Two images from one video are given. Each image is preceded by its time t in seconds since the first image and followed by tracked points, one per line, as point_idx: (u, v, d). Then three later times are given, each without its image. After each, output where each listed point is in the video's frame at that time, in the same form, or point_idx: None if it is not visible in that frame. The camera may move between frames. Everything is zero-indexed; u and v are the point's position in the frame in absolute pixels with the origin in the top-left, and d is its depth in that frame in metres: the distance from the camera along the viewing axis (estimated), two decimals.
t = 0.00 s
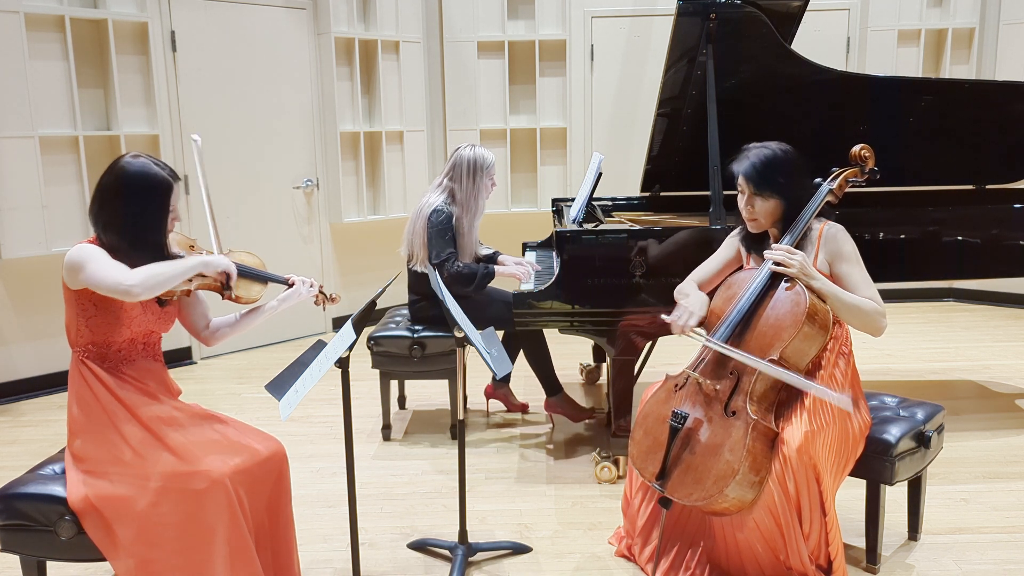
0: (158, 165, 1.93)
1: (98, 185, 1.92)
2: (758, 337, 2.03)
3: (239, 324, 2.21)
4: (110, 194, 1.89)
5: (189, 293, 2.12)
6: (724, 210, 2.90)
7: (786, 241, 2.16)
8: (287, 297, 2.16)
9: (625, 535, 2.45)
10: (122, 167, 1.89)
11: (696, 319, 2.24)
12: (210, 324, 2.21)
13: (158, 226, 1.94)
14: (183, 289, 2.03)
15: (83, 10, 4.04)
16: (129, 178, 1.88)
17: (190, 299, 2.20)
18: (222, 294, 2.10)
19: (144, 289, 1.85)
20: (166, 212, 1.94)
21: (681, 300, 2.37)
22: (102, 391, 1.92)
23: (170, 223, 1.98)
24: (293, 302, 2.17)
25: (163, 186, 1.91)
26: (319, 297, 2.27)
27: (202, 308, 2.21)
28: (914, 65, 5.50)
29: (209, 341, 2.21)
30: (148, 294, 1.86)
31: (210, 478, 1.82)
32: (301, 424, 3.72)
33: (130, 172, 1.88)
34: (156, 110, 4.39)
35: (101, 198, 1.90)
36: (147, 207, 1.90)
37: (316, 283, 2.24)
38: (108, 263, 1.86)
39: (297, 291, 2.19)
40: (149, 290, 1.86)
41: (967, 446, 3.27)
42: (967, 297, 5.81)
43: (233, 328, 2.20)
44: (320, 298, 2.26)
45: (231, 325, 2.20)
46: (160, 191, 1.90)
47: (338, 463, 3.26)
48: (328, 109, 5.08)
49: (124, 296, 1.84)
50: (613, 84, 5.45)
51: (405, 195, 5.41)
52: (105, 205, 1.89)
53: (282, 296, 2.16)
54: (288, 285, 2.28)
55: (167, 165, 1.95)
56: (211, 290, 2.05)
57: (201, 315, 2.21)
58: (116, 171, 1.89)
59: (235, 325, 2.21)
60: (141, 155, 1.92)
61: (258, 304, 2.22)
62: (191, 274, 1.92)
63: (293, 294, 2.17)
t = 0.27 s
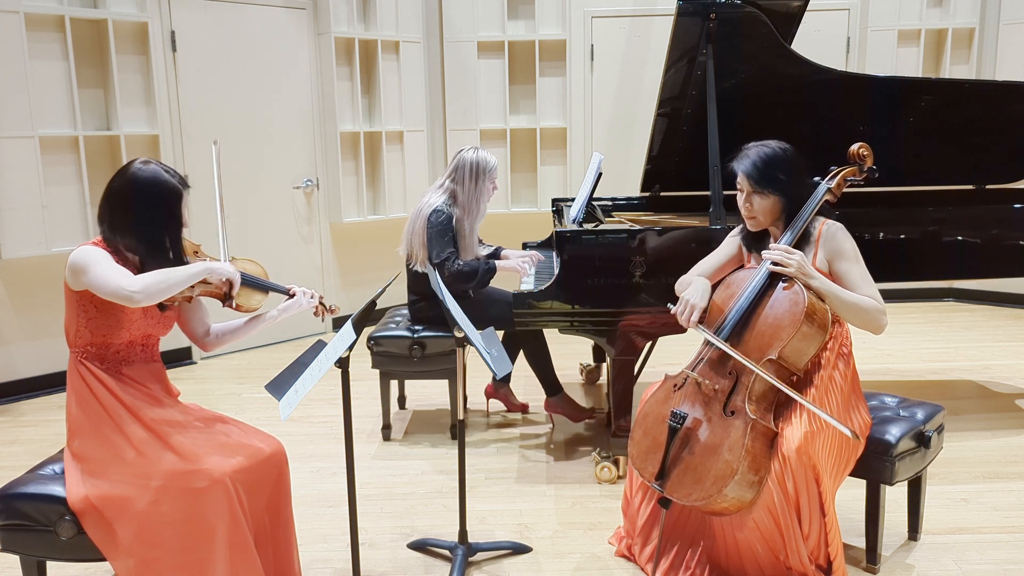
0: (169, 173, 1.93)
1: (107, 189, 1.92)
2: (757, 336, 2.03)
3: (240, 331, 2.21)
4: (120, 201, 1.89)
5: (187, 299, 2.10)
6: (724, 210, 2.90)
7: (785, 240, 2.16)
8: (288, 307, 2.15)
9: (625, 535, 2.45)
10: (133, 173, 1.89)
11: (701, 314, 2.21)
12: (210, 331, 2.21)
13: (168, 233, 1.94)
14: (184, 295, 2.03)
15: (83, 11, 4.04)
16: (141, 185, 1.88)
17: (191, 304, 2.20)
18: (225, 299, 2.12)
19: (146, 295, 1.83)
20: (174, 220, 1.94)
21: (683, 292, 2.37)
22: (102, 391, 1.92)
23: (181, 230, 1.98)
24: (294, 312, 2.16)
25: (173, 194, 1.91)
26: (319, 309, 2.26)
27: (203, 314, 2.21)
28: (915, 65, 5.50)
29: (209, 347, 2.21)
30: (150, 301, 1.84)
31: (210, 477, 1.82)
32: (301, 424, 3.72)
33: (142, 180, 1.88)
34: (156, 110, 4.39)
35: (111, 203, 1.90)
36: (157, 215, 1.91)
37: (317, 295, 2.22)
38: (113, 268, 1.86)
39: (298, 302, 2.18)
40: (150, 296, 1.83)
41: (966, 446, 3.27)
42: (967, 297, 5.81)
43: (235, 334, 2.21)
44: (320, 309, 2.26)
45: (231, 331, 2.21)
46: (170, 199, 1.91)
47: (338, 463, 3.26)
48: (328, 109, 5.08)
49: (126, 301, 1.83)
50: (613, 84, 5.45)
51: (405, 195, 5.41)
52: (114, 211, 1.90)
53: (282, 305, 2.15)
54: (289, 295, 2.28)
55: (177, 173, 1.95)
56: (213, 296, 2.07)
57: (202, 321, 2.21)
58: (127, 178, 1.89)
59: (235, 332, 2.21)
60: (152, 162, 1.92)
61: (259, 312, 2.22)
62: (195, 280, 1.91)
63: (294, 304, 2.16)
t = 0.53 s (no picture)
0: (158, 159, 1.91)
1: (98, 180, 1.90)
2: (759, 337, 2.03)
3: (242, 323, 2.20)
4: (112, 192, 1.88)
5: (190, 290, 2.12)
6: (724, 210, 2.89)
7: (786, 241, 2.16)
8: (291, 294, 2.16)
9: (625, 535, 2.45)
10: (122, 163, 1.87)
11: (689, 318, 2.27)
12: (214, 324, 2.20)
13: (161, 222, 1.94)
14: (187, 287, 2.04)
15: (83, 11, 4.04)
16: (131, 175, 1.87)
17: (192, 296, 2.19)
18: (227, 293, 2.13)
19: (131, 292, 1.84)
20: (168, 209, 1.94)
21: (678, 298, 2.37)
22: (103, 391, 1.92)
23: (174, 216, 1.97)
24: (297, 299, 2.17)
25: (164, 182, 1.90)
26: (322, 296, 2.27)
27: (205, 307, 2.21)
28: (915, 64, 5.50)
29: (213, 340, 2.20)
30: (135, 298, 1.85)
31: (211, 478, 1.82)
32: (301, 424, 3.72)
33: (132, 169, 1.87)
34: (156, 110, 4.39)
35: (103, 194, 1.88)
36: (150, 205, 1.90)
37: (319, 281, 2.24)
38: (106, 263, 1.87)
39: (301, 288, 2.19)
40: (135, 294, 1.85)
41: (966, 446, 3.27)
42: (967, 297, 5.81)
43: (238, 326, 2.20)
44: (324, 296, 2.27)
45: (235, 323, 2.20)
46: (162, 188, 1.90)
47: (338, 463, 3.26)
48: (328, 109, 5.08)
49: (112, 297, 1.84)
50: (613, 84, 5.44)
51: (405, 195, 5.41)
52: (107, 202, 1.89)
53: (286, 292, 2.16)
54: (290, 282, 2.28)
55: (166, 158, 1.94)
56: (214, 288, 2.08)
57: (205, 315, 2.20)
58: (117, 168, 1.87)
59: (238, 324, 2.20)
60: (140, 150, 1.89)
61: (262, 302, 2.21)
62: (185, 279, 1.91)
63: (297, 291, 2.17)
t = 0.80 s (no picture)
0: (144, 155, 1.93)
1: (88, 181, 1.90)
2: (758, 337, 2.03)
3: (243, 314, 2.19)
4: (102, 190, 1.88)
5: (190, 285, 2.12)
6: (724, 210, 2.89)
7: (786, 239, 2.16)
8: (292, 283, 2.15)
9: (625, 535, 2.45)
10: (109, 160, 1.89)
11: (692, 316, 2.26)
12: (217, 316, 2.20)
13: (151, 219, 1.94)
14: (185, 281, 2.03)
15: (83, 11, 4.03)
16: (119, 171, 1.88)
17: (193, 291, 2.20)
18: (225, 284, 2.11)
19: (130, 282, 1.83)
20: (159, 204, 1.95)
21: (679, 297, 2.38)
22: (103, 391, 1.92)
23: (163, 214, 1.98)
24: (297, 287, 2.17)
25: (153, 176, 1.91)
26: (324, 282, 2.27)
27: (206, 301, 2.21)
28: (914, 64, 5.50)
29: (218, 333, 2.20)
30: (134, 288, 1.84)
31: (211, 478, 1.82)
32: (301, 424, 3.72)
33: (119, 166, 1.88)
34: (156, 110, 4.40)
35: (92, 194, 1.89)
36: (141, 200, 1.91)
37: (319, 267, 2.24)
38: (103, 259, 1.86)
39: (302, 276, 2.19)
40: (134, 284, 1.84)
41: (966, 446, 3.27)
42: (967, 297, 5.81)
43: (240, 318, 2.19)
44: (327, 283, 2.27)
45: (236, 316, 2.19)
46: (152, 183, 1.91)
47: (338, 463, 3.26)
48: (328, 110, 5.08)
49: (110, 288, 1.83)
50: (613, 84, 5.44)
51: (405, 195, 5.41)
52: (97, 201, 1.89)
53: (286, 281, 2.16)
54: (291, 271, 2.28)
55: (152, 154, 1.96)
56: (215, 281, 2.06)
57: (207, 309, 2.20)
58: (105, 165, 1.88)
59: (238, 316, 2.19)
60: (127, 148, 1.92)
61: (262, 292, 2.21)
62: (182, 265, 1.90)
63: (297, 279, 2.17)
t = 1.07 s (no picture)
0: (144, 158, 1.93)
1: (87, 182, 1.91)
2: (758, 337, 2.03)
3: (239, 318, 2.20)
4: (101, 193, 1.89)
5: (186, 288, 2.11)
6: (724, 210, 2.89)
7: (787, 241, 2.15)
8: (287, 289, 2.15)
9: (625, 535, 2.45)
10: (108, 162, 1.89)
11: (686, 317, 2.26)
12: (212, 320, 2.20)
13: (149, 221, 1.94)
14: (182, 283, 2.04)
15: (83, 11, 4.03)
16: (118, 174, 1.88)
17: (188, 294, 2.19)
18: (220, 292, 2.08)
19: (121, 289, 1.83)
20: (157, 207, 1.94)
21: (675, 296, 2.38)
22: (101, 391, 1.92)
23: (162, 217, 1.97)
24: (293, 293, 2.17)
25: (151, 179, 1.91)
26: (319, 288, 2.28)
27: (202, 304, 2.21)
28: (914, 64, 5.50)
29: (214, 336, 2.21)
30: (125, 295, 1.84)
31: (209, 478, 1.82)
32: (301, 424, 3.72)
33: (118, 168, 1.88)
34: (156, 110, 4.40)
35: (91, 196, 1.90)
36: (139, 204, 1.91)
37: (315, 273, 2.24)
38: (96, 262, 1.86)
39: (298, 282, 2.19)
40: (126, 291, 1.84)
41: (966, 446, 3.27)
42: (967, 297, 5.81)
43: (236, 323, 2.20)
44: (322, 288, 2.28)
45: (232, 320, 2.20)
46: (150, 186, 1.91)
47: (338, 463, 3.26)
48: (328, 110, 5.08)
49: (101, 295, 1.83)
50: (613, 84, 5.44)
51: (405, 195, 5.41)
52: (95, 203, 1.89)
53: (282, 287, 2.15)
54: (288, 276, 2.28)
55: (153, 157, 1.95)
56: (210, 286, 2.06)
57: (203, 313, 2.20)
58: (104, 167, 1.89)
59: (235, 320, 2.20)
60: (127, 150, 1.92)
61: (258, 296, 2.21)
62: (175, 275, 1.89)
63: (293, 284, 2.16)
